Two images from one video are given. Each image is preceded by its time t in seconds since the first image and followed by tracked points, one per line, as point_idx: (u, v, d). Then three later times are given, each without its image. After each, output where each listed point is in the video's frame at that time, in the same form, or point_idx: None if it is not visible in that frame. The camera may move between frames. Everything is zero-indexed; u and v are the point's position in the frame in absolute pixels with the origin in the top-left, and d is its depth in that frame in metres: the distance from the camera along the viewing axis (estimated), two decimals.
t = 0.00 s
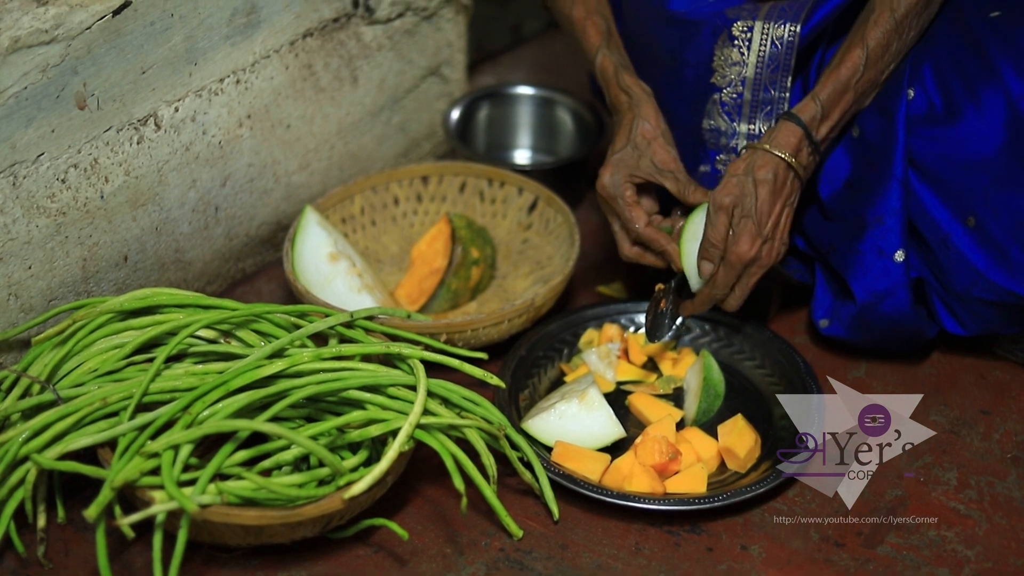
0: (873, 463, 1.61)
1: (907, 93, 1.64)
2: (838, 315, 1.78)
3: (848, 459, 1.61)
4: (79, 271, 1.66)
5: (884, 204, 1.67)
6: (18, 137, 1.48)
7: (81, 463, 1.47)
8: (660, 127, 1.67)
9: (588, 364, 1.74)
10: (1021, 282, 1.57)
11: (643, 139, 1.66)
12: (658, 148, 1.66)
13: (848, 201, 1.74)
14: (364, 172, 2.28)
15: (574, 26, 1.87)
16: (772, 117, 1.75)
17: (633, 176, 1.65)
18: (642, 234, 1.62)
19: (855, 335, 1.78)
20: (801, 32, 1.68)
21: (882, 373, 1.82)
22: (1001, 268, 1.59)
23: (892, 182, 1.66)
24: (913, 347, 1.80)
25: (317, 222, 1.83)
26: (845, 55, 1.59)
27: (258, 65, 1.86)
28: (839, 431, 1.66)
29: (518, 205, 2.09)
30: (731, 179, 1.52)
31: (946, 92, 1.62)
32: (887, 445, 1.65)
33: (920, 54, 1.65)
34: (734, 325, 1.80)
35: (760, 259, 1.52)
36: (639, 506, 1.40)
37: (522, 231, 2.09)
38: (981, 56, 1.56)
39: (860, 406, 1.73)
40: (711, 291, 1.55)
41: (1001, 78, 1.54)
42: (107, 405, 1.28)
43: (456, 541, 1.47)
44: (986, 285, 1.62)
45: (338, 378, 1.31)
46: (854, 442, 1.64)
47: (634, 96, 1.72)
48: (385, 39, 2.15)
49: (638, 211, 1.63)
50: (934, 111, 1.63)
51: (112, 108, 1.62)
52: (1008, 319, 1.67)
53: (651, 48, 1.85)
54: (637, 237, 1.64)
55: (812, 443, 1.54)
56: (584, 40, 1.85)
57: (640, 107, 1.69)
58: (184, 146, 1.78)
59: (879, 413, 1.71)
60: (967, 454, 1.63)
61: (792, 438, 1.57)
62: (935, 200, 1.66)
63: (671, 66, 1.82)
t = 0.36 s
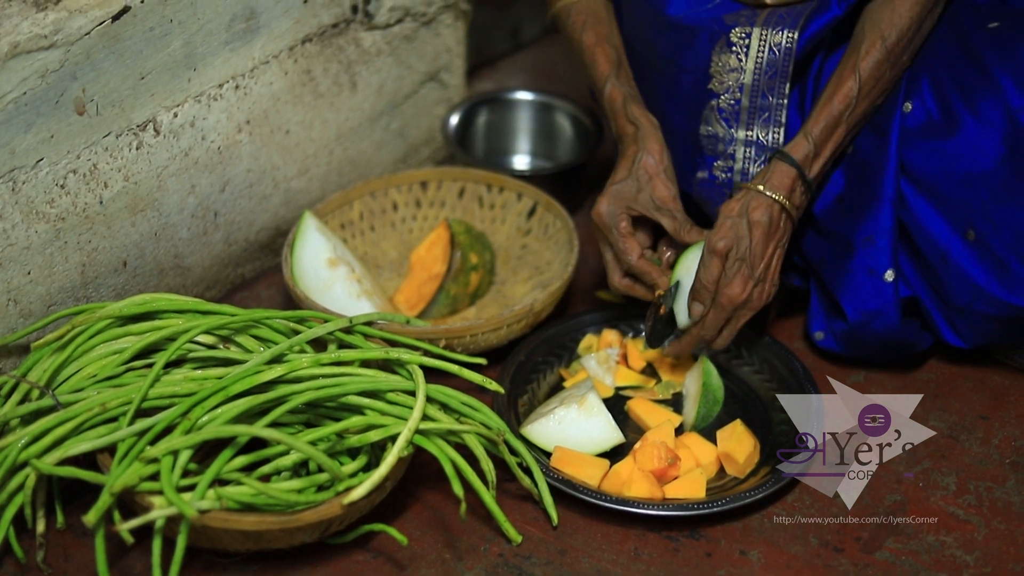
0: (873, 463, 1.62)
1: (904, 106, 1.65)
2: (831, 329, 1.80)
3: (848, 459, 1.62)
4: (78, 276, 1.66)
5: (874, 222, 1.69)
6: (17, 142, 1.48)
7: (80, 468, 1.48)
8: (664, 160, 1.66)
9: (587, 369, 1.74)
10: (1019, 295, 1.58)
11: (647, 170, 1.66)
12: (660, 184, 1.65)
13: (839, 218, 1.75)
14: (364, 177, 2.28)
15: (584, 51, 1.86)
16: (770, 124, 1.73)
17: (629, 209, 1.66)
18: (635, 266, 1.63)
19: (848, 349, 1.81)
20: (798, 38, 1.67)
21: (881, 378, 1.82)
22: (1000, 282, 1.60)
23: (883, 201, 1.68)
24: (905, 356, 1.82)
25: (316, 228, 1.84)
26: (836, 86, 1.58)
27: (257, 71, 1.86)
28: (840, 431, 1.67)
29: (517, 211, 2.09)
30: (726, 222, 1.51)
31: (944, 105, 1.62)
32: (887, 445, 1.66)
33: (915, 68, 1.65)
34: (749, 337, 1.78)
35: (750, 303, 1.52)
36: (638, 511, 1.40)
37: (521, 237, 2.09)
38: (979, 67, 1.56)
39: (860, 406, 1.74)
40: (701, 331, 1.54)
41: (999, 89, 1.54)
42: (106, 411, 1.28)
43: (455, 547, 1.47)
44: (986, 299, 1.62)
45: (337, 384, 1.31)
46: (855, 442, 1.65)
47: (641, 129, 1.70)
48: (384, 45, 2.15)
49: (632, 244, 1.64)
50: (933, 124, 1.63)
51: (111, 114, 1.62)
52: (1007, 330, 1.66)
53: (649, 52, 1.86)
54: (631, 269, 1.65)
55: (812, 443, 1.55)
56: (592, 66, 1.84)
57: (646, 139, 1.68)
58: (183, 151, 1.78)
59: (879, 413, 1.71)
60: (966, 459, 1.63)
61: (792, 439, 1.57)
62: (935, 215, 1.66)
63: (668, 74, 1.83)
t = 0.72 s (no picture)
0: (873, 463, 1.63)
1: (902, 110, 1.66)
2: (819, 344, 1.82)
3: (848, 459, 1.63)
4: (75, 280, 1.67)
5: (850, 244, 1.71)
6: (15, 146, 1.49)
7: (77, 471, 1.48)
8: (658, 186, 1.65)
9: (585, 373, 1.74)
10: (1015, 301, 1.58)
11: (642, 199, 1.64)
12: (654, 210, 1.63)
13: (823, 236, 1.77)
14: (361, 181, 2.28)
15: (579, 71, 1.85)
16: (764, 123, 1.73)
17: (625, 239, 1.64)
18: (620, 303, 1.62)
19: (838, 362, 1.82)
20: (789, 36, 1.67)
21: (878, 382, 1.82)
22: (996, 288, 1.60)
23: (860, 223, 1.70)
24: (896, 362, 1.82)
25: (314, 232, 1.84)
26: (817, 103, 1.59)
27: (254, 75, 1.86)
28: (839, 431, 1.68)
29: (514, 215, 2.09)
30: (709, 250, 1.53)
31: (941, 109, 1.62)
32: (886, 445, 1.67)
33: (912, 71, 1.66)
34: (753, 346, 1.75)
35: (750, 323, 1.52)
36: (638, 516, 1.40)
37: (518, 241, 2.09)
38: (975, 72, 1.56)
39: (860, 406, 1.75)
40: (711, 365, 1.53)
41: (995, 92, 1.54)
42: (104, 414, 1.28)
43: (453, 551, 1.47)
44: (983, 307, 1.63)
45: (334, 388, 1.31)
46: (855, 442, 1.66)
47: (633, 154, 1.69)
48: (382, 49, 2.14)
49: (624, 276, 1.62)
50: (930, 129, 1.64)
51: (108, 118, 1.62)
52: (1005, 337, 1.66)
53: (642, 54, 1.88)
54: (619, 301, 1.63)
55: (811, 443, 1.56)
56: (585, 87, 1.83)
57: (639, 166, 1.66)
58: (180, 155, 1.79)
59: (879, 413, 1.73)
60: (963, 463, 1.64)
61: (792, 438, 1.58)
62: (933, 221, 1.66)
63: (662, 75, 1.84)
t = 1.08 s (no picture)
0: (873, 463, 1.66)
1: (897, 113, 1.66)
2: (823, 340, 1.80)
3: (848, 459, 1.66)
4: (71, 293, 1.68)
5: (867, 231, 1.70)
6: (10, 159, 1.50)
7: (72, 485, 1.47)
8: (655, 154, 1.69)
9: (580, 387, 1.74)
10: (1010, 304, 1.59)
11: (640, 161, 1.68)
12: (650, 175, 1.67)
13: (832, 228, 1.76)
14: (357, 194, 2.27)
15: (567, 52, 1.86)
16: (761, 134, 1.74)
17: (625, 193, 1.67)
18: (632, 250, 1.63)
19: (842, 360, 1.80)
20: (786, 47, 1.69)
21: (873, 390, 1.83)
22: (991, 291, 1.60)
23: (875, 211, 1.69)
24: (897, 369, 1.81)
25: (309, 245, 1.84)
26: (838, 80, 1.60)
27: (250, 88, 1.87)
28: (839, 431, 1.71)
29: (509, 228, 2.10)
30: (727, 207, 1.55)
31: (937, 113, 1.63)
32: (886, 445, 1.70)
33: (912, 75, 1.66)
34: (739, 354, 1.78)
35: (754, 285, 1.56)
36: (633, 528, 1.41)
37: (513, 254, 2.09)
38: (973, 76, 1.58)
39: (860, 406, 1.78)
40: (703, 319, 1.56)
41: (991, 98, 1.55)
42: (99, 428, 1.28)
43: (448, 564, 1.47)
44: (978, 308, 1.63)
45: (329, 402, 1.31)
46: (855, 442, 1.69)
47: (632, 123, 1.72)
48: (378, 63, 2.13)
49: (631, 229, 1.64)
50: (927, 132, 1.64)
51: (104, 131, 1.63)
52: (1000, 341, 1.67)
53: (639, 66, 1.87)
54: (628, 253, 1.65)
55: (811, 443, 1.60)
56: (576, 67, 1.84)
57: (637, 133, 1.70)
58: (176, 168, 1.79)
59: (879, 413, 1.76)
60: (958, 476, 1.64)
61: (792, 438, 1.62)
62: (926, 224, 1.67)
63: (659, 87, 1.85)
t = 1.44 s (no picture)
0: (873, 463, 1.68)
1: (896, 129, 1.66)
2: (825, 355, 1.80)
3: (848, 459, 1.67)
4: (73, 306, 1.68)
5: (867, 248, 1.69)
6: (12, 172, 1.51)
7: (74, 498, 1.47)
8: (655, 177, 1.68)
9: (581, 399, 1.74)
10: (1012, 318, 1.58)
11: (639, 185, 1.67)
12: (648, 200, 1.66)
13: (832, 244, 1.76)
14: (359, 207, 2.27)
15: (570, 73, 1.87)
16: (762, 148, 1.75)
17: (620, 215, 1.67)
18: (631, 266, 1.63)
19: (843, 376, 1.80)
20: (788, 62, 1.69)
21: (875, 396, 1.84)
22: (993, 305, 1.60)
23: (875, 227, 1.69)
24: (900, 383, 1.81)
25: (311, 258, 1.84)
26: (829, 103, 1.62)
27: (252, 101, 1.87)
28: (840, 431, 1.72)
29: (511, 240, 2.10)
30: (718, 237, 1.57)
31: (936, 128, 1.63)
32: (887, 445, 1.71)
33: (911, 89, 1.67)
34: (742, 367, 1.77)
35: (752, 306, 1.56)
36: (635, 541, 1.41)
37: (515, 266, 2.10)
38: (973, 90, 1.59)
39: (861, 406, 1.78)
40: (702, 341, 1.55)
41: (991, 112, 1.56)
42: (100, 440, 1.28)
43: None
44: (979, 322, 1.63)
45: (331, 414, 1.31)
46: (855, 442, 1.70)
47: (634, 145, 1.73)
48: (380, 76, 2.14)
49: (627, 248, 1.64)
50: (926, 146, 1.64)
51: (106, 144, 1.64)
52: (1002, 355, 1.67)
53: (639, 79, 1.87)
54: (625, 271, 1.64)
55: (812, 443, 1.62)
56: (578, 87, 1.85)
57: (639, 156, 1.70)
58: (177, 181, 1.80)
59: (879, 413, 1.76)
60: (960, 487, 1.64)
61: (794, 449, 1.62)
62: (927, 240, 1.67)
63: (660, 100, 1.85)
